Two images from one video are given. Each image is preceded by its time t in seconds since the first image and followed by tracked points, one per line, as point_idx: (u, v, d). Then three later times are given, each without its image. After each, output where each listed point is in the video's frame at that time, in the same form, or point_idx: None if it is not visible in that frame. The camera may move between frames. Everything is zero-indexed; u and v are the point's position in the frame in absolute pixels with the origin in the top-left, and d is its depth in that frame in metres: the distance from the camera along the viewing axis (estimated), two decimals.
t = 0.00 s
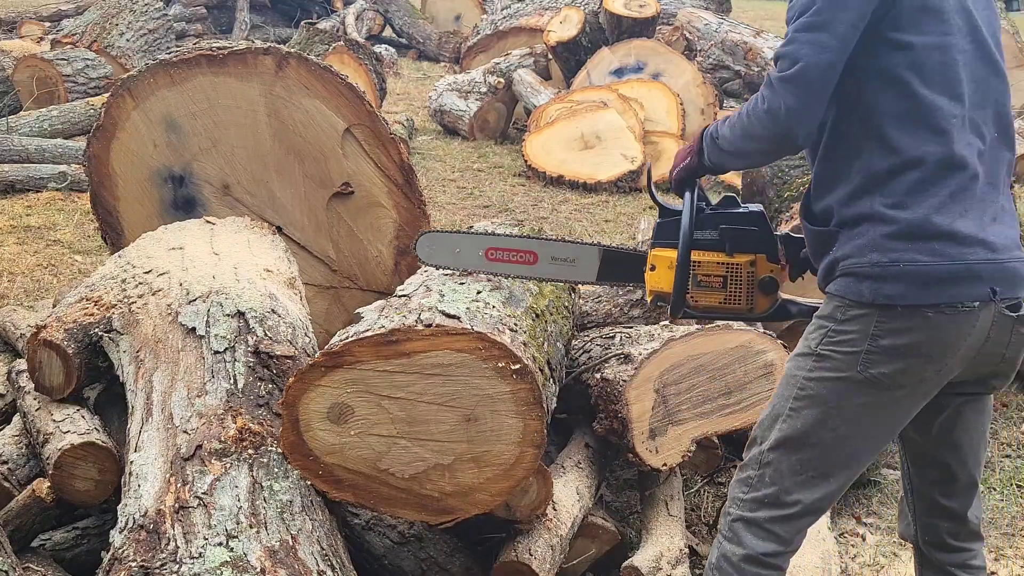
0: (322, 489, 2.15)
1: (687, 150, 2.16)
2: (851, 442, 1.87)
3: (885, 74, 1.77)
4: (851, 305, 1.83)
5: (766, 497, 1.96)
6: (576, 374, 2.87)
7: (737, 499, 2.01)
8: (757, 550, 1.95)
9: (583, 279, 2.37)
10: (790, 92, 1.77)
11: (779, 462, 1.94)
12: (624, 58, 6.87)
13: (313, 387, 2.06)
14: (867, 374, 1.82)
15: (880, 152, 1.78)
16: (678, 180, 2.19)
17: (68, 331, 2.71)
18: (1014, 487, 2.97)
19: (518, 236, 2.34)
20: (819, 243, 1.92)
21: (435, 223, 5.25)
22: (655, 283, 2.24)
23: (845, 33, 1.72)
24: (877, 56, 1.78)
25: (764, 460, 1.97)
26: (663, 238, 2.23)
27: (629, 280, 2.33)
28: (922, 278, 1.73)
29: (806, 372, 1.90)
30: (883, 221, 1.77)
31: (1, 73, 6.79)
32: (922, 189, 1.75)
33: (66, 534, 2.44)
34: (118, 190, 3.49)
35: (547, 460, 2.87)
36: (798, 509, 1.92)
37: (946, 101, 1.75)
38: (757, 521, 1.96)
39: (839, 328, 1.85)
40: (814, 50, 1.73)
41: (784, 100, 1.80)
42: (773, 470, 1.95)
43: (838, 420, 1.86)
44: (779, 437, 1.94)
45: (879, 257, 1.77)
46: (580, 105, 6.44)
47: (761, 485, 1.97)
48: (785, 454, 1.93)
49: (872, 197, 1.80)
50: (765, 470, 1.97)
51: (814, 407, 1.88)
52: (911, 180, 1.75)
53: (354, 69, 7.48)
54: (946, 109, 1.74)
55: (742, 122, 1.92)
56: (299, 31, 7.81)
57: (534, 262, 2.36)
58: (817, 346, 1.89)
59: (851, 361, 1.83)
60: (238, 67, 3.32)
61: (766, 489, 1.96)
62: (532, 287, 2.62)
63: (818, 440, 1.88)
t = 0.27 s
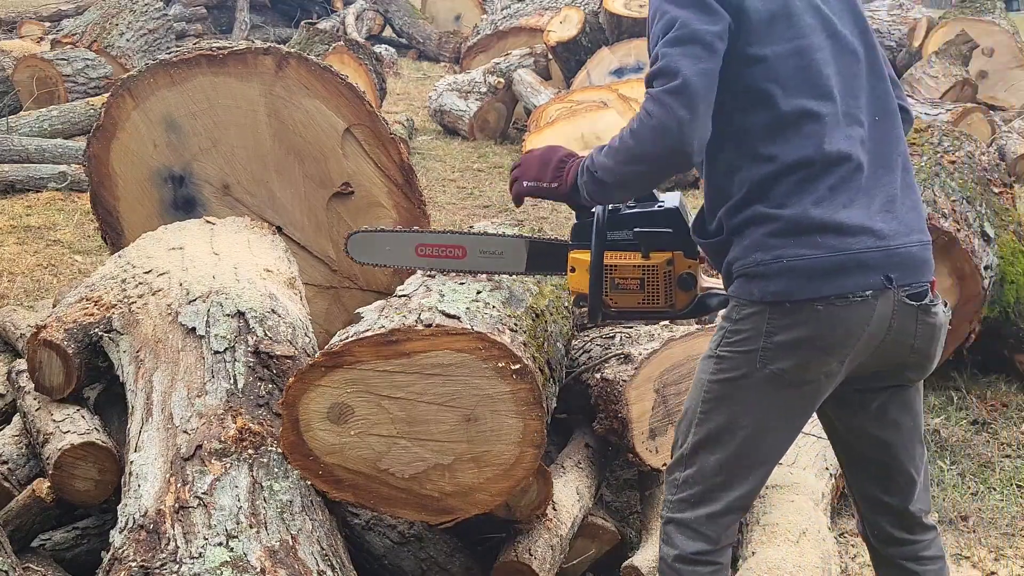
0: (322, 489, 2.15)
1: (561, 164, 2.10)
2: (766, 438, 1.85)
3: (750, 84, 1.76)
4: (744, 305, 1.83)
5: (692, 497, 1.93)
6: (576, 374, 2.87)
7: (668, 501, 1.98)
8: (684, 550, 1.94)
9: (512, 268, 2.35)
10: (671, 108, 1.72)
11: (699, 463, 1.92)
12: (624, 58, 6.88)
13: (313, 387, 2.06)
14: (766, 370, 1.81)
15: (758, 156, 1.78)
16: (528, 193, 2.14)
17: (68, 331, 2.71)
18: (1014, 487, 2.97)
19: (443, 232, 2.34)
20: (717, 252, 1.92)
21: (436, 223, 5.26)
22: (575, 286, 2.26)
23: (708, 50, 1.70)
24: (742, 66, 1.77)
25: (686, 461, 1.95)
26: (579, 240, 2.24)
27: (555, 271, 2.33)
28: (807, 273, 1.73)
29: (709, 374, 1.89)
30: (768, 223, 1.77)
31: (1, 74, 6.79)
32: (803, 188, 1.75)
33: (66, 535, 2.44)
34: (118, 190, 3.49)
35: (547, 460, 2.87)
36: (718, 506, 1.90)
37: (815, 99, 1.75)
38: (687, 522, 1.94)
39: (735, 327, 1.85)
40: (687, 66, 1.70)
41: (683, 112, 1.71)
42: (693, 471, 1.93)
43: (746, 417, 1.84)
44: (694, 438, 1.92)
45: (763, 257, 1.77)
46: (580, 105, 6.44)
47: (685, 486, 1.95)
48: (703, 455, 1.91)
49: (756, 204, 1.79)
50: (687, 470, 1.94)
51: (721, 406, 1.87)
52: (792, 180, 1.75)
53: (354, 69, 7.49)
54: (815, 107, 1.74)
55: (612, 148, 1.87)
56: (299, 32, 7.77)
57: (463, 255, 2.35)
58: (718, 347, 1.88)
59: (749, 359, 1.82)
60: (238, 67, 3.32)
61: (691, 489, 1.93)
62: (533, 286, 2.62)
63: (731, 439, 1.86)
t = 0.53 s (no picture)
0: (322, 489, 2.15)
1: (418, 273, 1.94)
2: (732, 438, 1.78)
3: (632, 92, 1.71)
4: (679, 306, 1.76)
5: (671, 507, 1.88)
6: (576, 374, 2.87)
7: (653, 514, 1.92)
8: (677, 561, 1.87)
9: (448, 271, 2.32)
10: (535, 159, 1.66)
11: (672, 471, 1.86)
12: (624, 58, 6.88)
13: (313, 387, 2.06)
14: (715, 368, 1.74)
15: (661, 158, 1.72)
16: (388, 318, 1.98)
17: (68, 331, 2.71)
18: (1015, 487, 2.97)
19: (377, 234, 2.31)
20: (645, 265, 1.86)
21: (436, 223, 5.26)
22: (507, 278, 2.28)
23: (576, 80, 1.64)
24: (617, 81, 1.72)
25: (662, 472, 1.89)
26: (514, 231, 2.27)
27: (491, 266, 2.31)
28: (730, 266, 1.66)
29: (662, 383, 1.83)
30: (683, 224, 1.70)
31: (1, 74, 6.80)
32: (712, 179, 1.68)
33: (66, 534, 2.44)
34: (118, 190, 3.49)
35: (547, 460, 2.87)
36: (699, 513, 1.84)
37: (702, 93, 1.69)
38: (671, 532, 1.88)
39: (677, 330, 1.79)
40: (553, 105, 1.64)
41: (546, 164, 1.66)
42: (669, 480, 1.87)
43: (705, 420, 1.78)
44: (664, 447, 1.86)
45: (686, 258, 1.69)
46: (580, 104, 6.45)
47: (664, 496, 1.89)
48: (675, 462, 1.85)
49: (672, 207, 1.73)
50: (664, 481, 1.89)
51: (680, 411, 1.81)
52: (704, 173, 1.69)
53: (354, 69, 7.49)
54: (705, 99, 1.69)
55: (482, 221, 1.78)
56: (298, 30, 7.84)
57: (399, 258, 2.31)
58: (666, 351, 1.82)
59: (696, 359, 1.76)
60: (238, 67, 3.32)
61: (668, 498, 1.88)
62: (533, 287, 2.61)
63: (695, 444, 1.80)
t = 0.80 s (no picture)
0: (322, 489, 2.15)
1: (412, 291, 1.96)
2: (691, 436, 1.76)
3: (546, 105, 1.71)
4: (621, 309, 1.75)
5: (645, 509, 1.87)
6: (576, 375, 2.88)
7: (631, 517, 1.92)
8: (657, 563, 1.87)
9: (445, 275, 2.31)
10: (495, 170, 1.66)
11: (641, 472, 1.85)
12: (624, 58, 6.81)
13: (313, 387, 2.06)
14: (664, 366, 1.71)
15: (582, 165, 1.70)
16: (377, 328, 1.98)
17: (68, 331, 2.71)
18: (1015, 487, 2.97)
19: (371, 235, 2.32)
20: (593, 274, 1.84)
21: (436, 224, 5.26)
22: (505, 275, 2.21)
23: (500, 100, 1.66)
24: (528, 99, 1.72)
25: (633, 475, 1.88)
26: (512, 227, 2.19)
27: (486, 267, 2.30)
28: (658, 266, 1.64)
29: (616, 386, 1.82)
30: (613, 229, 1.68)
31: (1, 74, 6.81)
32: (633, 180, 1.66)
33: (66, 534, 2.44)
34: (118, 190, 3.49)
35: (547, 460, 2.87)
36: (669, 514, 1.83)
37: (609, 97, 1.68)
38: (648, 536, 1.87)
39: (624, 332, 1.76)
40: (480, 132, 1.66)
41: (505, 174, 1.65)
42: (638, 482, 1.86)
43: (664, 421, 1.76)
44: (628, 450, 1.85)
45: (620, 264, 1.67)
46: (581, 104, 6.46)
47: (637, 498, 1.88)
48: (641, 465, 1.84)
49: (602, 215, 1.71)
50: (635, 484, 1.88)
51: (636, 413, 1.79)
52: (625, 176, 1.67)
53: (354, 69, 7.49)
54: (613, 102, 1.67)
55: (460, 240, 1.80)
56: (299, 30, 7.64)
57: (399, 259, 2.30)
58: (616, 354, 1.80)
59: (644, 360, 1.74)
60: (238, 67, 3.33)
61: (640, 501, 1.87)
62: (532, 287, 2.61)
63: (656, 444, 1.79)
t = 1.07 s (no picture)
0: (322, 489, 2.15)
1: (409, 292, 1.95)
2: (653, 431, 1.75)
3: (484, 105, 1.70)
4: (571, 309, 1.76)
5: (620, 508, 1.87)
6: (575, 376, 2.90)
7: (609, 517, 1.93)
8: (637, 561, 1.87)
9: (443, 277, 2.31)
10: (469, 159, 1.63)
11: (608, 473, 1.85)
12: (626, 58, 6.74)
13: (313, 387, 2.06)
14: (618, 363, 1.71)
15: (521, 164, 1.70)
16: (378, 328, 1.97)
17: (68, 331, 2.71)
18: (1015, 487, 2.97)
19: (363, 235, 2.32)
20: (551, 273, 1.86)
21: (436, 223, 5.26)
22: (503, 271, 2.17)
23: (449, 97, 1.66)
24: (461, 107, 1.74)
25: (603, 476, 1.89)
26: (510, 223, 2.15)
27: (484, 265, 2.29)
28: (597, 265, 1.64)
29: (575, 386, 1.82)
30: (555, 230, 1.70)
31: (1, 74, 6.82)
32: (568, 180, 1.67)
33: (66, 534, 2.44)
34: (118, 190, 3.49)
35: (547, 460, 2.87)
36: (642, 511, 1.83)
37: (536, 100, 1.68)
38: (627, 536, 1.88)
39: (577, 331, 1.76)
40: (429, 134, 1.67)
41: (480, 159, 1.63)
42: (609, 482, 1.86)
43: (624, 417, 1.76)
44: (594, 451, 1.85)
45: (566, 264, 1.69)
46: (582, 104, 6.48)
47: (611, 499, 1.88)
48: (610, 466, 1.84)
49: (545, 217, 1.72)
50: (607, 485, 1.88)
51: (597, 413, 1.79)
52: (560, 177, 1.68)
53: (354, 69, 7.49)
54: (540, 105, 1.68)
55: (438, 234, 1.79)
56: (298, 32, 7.86)
57: (398, 258, 2.29)
58: (574, 355, 1.79)
59: (597, 359, 1.74)
60: (238, 67, 3.33)
61: (613, 501, 1.88)
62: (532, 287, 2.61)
63: (619, 443, 1.79)
